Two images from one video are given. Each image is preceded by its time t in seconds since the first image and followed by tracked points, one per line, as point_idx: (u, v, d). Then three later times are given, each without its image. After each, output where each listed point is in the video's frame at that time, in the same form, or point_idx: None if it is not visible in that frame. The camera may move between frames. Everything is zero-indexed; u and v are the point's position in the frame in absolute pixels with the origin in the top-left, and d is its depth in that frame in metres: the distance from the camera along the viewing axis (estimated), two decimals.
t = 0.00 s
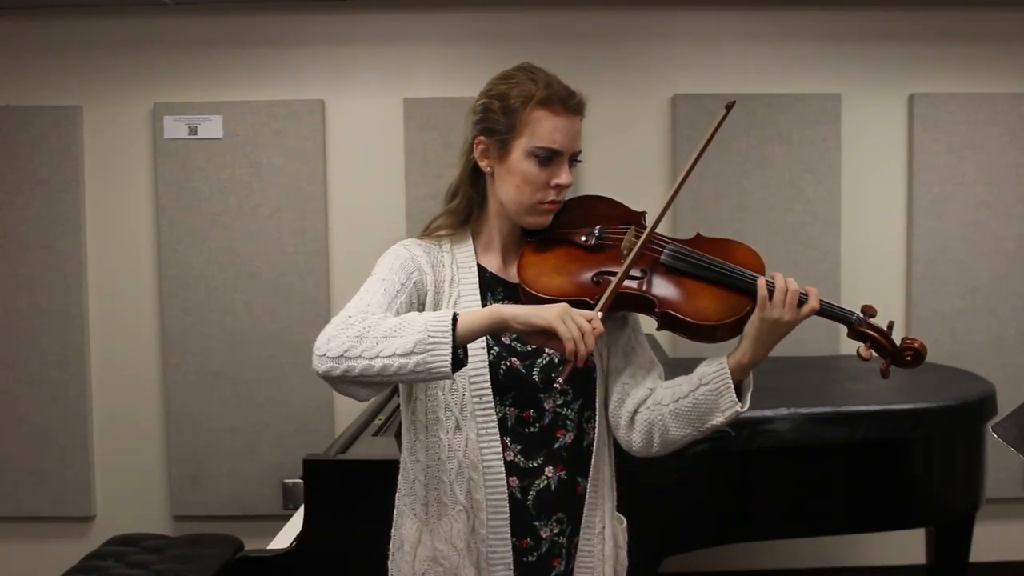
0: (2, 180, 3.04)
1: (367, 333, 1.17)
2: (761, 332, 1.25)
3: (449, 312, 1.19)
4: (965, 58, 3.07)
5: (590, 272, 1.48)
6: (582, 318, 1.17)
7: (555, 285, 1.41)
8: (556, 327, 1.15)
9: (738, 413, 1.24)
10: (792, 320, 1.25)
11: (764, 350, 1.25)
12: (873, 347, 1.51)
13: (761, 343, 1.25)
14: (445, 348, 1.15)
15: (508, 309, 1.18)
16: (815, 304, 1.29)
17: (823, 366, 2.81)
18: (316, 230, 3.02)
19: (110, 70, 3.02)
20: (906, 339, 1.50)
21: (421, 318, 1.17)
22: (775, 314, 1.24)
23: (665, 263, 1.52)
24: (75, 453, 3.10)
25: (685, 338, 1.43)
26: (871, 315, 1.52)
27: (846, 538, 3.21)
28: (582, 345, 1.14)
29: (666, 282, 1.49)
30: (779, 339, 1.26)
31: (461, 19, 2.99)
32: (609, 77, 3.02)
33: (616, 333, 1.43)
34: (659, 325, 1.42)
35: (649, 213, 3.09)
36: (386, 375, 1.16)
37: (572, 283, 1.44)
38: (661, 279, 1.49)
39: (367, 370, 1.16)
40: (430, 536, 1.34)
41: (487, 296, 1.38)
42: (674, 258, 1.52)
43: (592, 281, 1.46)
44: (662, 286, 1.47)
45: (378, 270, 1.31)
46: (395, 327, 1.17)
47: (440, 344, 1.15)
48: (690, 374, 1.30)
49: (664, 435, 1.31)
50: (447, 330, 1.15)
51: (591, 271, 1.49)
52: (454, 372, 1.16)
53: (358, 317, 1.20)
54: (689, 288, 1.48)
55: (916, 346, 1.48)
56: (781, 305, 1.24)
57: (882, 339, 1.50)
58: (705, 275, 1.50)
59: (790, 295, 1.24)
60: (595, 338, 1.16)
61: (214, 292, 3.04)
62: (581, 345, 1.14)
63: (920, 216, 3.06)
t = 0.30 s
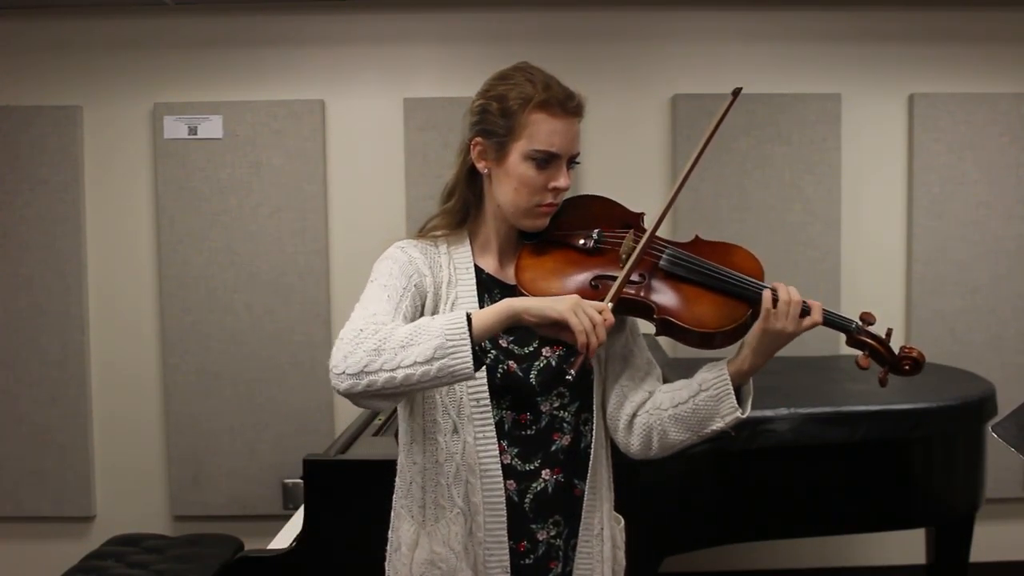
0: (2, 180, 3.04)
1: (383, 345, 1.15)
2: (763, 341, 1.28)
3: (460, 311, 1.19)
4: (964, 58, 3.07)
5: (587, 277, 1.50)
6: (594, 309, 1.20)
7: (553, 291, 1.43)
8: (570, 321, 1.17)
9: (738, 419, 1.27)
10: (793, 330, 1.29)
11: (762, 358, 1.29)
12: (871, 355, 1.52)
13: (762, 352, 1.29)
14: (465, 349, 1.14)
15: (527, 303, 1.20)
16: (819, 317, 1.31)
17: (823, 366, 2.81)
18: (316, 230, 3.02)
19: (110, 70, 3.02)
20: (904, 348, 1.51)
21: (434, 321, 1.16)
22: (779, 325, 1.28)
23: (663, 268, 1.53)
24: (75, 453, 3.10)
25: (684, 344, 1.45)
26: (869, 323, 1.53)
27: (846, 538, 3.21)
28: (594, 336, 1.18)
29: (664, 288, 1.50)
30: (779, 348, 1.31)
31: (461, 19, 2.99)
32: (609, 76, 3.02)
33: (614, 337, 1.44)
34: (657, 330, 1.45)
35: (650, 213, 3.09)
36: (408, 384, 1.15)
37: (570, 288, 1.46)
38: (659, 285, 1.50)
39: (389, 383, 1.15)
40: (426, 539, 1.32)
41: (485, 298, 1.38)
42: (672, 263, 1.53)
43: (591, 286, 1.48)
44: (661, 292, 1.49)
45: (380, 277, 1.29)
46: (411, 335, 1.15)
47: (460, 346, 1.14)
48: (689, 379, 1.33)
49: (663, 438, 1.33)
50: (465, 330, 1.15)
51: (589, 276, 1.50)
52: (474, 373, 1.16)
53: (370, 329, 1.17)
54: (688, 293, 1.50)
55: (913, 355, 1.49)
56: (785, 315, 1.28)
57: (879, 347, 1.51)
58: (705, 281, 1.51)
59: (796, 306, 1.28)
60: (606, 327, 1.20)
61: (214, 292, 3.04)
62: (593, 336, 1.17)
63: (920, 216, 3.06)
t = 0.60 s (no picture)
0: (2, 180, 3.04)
1: (413, 384, 1.13)
2: (755, 375, 1.27)
3: (478, 331, 1.17)
4: (965, 58, 3.07)
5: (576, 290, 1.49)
6: (607, 311, 1.23)
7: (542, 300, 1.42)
8: (586, 329, 1.20)
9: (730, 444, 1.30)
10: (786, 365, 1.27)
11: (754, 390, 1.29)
12: (855, 387, 1.51)
13: (752, 384, 1.28)
14: (495, 373, 1.13)
15: (548, 316, 1.20)
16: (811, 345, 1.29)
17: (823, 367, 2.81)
18: (316, 230, 3.02)
19: (110, 70, 3.02)
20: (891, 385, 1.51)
21: (456, 349, 1.14)
22: (773, 359, 1.26)
23: (652, 290, 1.52)
24: (74, 453, 3.10)
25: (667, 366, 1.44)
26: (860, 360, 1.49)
27: (846, 538, 3.21)
28: (609, 338, 1.21)
29: (652, 311, 1.49)
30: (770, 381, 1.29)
31: (461, 19, 2.99)
32: (609, 77, 3.02)
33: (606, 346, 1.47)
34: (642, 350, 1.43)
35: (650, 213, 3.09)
36: (445, 417, 1.14)
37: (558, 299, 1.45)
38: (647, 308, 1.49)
39: (429, 419, 1.14)
40: (418, 544, 1.30)
41: (475, 304, 1.38)
42: (661, 286, 1.52)
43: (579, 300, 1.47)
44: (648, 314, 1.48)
45: (389, 299, 1.26)
46: (439, 368, 1.13)
47: (490, 370, 1.13)
48: (684, 399, 1.35)
49: (657, 452, 1.37)
50: (490, 355, 1.14)
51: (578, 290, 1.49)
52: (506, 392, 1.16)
53: (397, 367, 1.15)
54: (674, 318, 1.48)
55: (899, 391, 1.49)
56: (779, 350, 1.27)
57: (867, 383, 1.50)
58: (694, 305, 1.50)
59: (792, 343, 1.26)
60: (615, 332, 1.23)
61: (214, 292, 3.04)
62: (609, 339, 1.21)
63: (920, 216, 3.06)
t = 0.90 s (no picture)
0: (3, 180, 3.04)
1: (423, 402, 1.13)
2: (744, 390, 1.31)
3: (475, 337, 1.16)
4: (965, 58, 3.07)
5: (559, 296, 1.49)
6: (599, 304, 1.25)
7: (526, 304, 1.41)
8: (581, 330, 1.21)
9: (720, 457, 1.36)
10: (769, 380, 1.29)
11: (743, 406, 1.32)
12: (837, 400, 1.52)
13: (739, 398, 1.32)
14: (501, 381, 1.13)
15: (541, 306, 1.21)
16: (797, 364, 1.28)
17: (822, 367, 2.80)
18: (316, 230, 3.03)
19: (110, 70, 3.02)
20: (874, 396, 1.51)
21: (458, 360, 1.14)
22: (760, 378, 1.29)
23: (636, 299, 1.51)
24: (74, 453, 3.11)
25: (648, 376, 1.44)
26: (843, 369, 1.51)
27: (846, 538, 3.21)
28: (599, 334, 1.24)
29: (636, 321, 1.48)
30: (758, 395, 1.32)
31: (462, 19, 2.99)
32: (608, 77, 3.02)
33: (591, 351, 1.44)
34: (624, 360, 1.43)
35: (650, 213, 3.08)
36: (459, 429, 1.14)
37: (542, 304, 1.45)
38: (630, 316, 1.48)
39: (445, 432, 1.14)
40: (407, 550, 1.27)
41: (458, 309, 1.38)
42: (645, 296, 1.51)
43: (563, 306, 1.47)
44: (632, 324, 1.47)
45: (381, 314, 1.25)
46: (445, 383, 1.13)
47: (496, 377, 1.13)
48: (675, 409, 1.38)
49: (646, 459, 1.41)
50: (495, 364, 1.14)
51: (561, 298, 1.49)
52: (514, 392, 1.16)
53: (403, 386, 1.14)
54: (657, 328, 1.49)
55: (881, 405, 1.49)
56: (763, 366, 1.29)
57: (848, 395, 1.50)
58: (676, 315, 1.50)
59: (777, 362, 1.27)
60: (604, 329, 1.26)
61: (214, 292, 3.04)
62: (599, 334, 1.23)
63: (920, 216, 3.06)
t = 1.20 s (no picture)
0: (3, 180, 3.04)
1: (429, 360, 1.12)
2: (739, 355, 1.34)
3: (477, 299, 1.16)
4: (966, 58, 3.07)
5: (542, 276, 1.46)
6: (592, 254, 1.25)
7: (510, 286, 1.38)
8: (580, 278, 1.21)
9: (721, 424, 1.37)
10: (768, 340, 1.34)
11: (740, 369, 1.36)
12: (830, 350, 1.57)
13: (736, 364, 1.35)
14: (507, 334, 1.14)
15: (536, 270, 1.19)
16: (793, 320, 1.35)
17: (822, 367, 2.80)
18: (316, 230, 3.03)
19: (110, 70, 3.02)
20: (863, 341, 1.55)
21: (462, 320, 1.14)
22: (757, 339, 1.34)
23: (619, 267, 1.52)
24: (74, 453, 3.10)
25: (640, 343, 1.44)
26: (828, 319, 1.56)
27: (846, 538, 3.21)
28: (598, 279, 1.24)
29: (621, 287, 1.49)
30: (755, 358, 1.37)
31: (462, 19, 2.99)
32: (608, 76, 3.02)
33: (573, 338, 1.44)
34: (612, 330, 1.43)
35: (651, 213, 3.08)
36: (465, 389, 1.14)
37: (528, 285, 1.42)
38: (615, 284, 1.49)
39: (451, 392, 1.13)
40: (386, 547, 1.26)
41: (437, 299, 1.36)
42: (627, 263, 1.51)
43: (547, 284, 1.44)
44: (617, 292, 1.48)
45: (368, 291, 1.23)
46: (451, 341, 1.13)
47: (503, 333, 1.14)
48: (668, 384, 1.39)
49: (643, 438, 1.41)
50: (500, 320, 1.14)
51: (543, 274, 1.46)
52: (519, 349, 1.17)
53: (406, 350, 1.14)
54: (643, 293, 1.50)
55: (872, 349, 1.52)
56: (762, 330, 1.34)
57: (838, 342, 1.56)
58: (660, 279, 1.51)
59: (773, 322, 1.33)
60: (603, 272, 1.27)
61: (213, 292, 3.04)
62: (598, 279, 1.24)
63: (920, 216, 3.06)
